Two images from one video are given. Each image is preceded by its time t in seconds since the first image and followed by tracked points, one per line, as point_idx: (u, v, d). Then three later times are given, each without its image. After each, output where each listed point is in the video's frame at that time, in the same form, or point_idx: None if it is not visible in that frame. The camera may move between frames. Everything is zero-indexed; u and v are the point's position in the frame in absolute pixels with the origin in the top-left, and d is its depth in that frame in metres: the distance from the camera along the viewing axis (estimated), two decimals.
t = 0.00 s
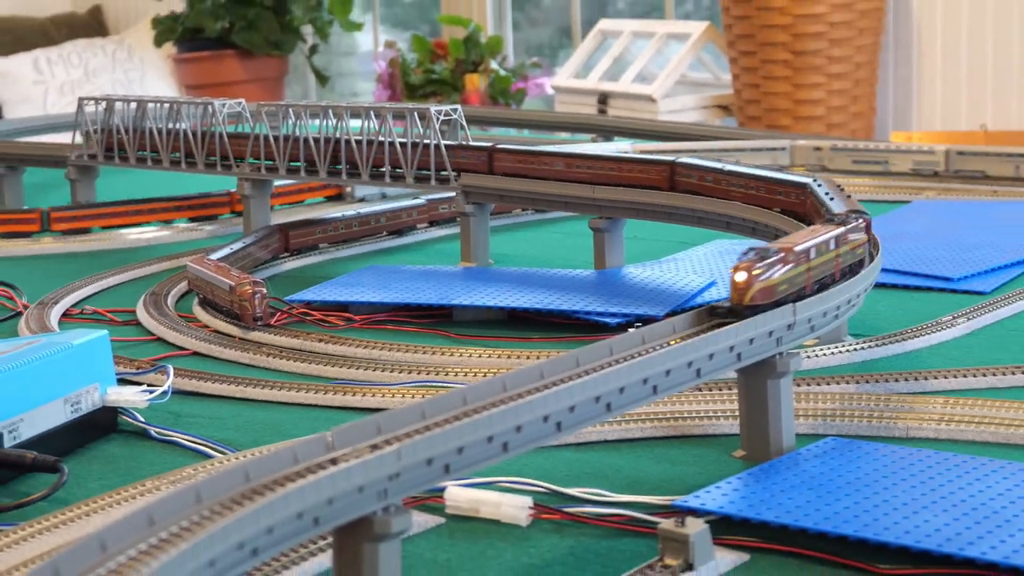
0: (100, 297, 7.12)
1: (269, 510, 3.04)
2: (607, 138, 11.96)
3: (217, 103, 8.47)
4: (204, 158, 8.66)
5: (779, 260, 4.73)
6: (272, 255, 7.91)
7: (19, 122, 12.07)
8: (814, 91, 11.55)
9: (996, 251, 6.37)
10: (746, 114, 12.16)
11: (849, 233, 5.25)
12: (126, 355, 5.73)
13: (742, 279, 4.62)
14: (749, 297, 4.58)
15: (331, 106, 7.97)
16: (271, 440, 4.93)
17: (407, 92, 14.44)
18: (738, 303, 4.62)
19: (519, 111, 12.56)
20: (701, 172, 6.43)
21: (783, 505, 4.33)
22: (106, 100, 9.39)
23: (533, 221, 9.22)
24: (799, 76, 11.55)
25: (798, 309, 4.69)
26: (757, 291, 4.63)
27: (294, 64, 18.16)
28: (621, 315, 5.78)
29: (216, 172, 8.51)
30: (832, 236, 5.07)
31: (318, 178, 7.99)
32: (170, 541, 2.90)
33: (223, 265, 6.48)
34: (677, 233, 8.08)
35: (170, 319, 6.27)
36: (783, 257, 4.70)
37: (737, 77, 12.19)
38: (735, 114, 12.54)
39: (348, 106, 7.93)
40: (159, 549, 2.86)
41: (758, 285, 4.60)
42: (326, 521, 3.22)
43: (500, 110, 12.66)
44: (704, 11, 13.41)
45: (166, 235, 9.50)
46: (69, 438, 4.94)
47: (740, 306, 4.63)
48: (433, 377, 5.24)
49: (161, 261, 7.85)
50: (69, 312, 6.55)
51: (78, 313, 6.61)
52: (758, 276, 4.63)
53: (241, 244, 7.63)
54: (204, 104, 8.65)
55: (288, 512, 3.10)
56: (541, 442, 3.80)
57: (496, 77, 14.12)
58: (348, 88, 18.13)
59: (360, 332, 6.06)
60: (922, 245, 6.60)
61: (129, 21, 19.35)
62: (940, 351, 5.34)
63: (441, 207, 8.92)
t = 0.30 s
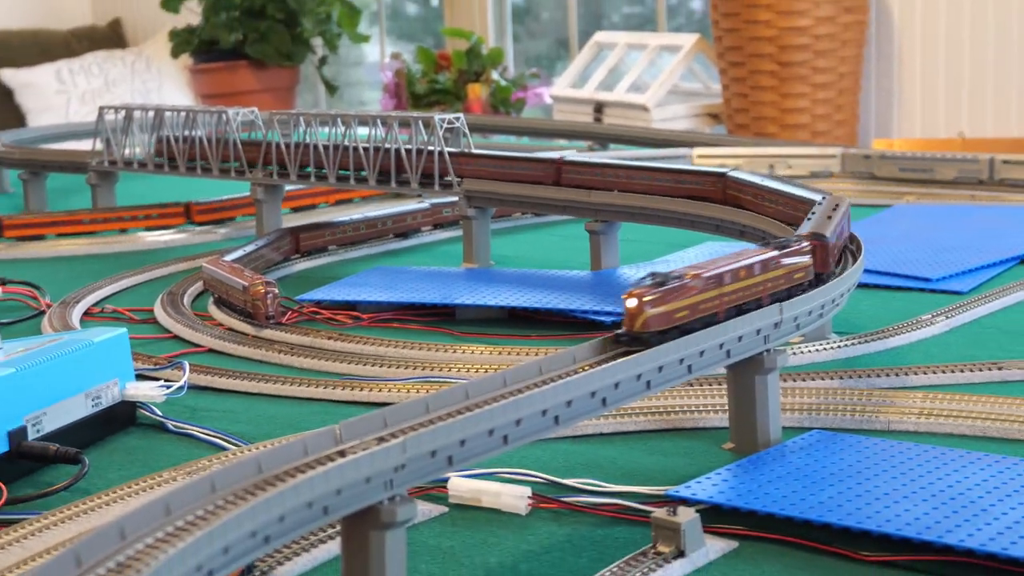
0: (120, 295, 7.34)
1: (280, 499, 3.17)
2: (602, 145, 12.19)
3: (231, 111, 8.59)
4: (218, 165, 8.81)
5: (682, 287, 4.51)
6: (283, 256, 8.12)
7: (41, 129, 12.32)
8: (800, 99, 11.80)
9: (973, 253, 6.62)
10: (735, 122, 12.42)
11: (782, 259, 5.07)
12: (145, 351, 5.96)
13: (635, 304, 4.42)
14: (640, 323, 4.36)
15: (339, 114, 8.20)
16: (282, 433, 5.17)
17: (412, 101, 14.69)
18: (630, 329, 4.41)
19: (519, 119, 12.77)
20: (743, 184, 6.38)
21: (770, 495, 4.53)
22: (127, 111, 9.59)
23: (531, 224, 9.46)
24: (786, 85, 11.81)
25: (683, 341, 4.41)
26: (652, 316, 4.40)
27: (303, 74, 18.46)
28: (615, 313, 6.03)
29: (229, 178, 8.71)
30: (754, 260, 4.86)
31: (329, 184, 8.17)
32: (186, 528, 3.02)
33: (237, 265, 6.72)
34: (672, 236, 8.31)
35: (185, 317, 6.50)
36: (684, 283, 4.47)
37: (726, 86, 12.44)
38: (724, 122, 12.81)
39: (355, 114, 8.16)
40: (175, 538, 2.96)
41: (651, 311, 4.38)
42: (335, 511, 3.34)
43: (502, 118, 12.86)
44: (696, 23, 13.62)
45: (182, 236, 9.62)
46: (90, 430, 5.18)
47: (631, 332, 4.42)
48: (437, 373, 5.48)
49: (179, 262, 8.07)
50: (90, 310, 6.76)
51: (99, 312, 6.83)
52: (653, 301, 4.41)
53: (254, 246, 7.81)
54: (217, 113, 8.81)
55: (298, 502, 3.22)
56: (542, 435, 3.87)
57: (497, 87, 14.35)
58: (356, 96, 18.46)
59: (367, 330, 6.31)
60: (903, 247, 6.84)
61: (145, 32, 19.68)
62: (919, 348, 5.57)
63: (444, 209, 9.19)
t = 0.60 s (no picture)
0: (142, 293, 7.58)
1: (291, 489, 3.16)
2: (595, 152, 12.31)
3: (246, 120, 8.69)
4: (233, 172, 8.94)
5: (584, 314, 4.12)
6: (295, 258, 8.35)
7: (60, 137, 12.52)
8: (785, 109, 12.02)
9: (950, 255, 6.88)
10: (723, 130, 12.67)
11: (696, 282, 4.71)
12: (162, 348, 6.22)
13: (533, 334, 4.00)
14: (541, 353, 3.95)
15: (347, 122, 8.43)
16: (294, 425, 5.43)
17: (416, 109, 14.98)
18: (530, 360, 4.01)
19: (518, 128, 12.94)
20: (769, 191, 6.13)
21: (759, 485, 4.71)
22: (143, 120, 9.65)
23: (530, 228, 9.71)
24: (772, 96, 12.03)
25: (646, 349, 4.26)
26: (552, 346, 4.00)
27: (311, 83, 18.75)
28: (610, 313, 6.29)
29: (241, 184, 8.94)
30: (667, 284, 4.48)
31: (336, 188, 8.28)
32: (202, 516, 3.03)
33: (251, 266, 6.99)
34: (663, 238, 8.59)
35: (200, 315, 6.76)
36: (585, 308, 4.08)
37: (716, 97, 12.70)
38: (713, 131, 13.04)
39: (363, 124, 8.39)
40: (192, 526, 2.96)
41: (552, 341, 3.98)
42: (344, 500, 3.31)
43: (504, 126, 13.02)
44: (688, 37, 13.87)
45: (197, 239, 9.75)
46: (111, 423, 5.45)
47: (532, 365, 4.01)
48: (442, 369, 5.75)
49: (197, 262, 8.29)
50: (112, 310, 6.98)
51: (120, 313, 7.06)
52: (552, 330, 4.01)
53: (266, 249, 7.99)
54: (233, 122, 8.94)
55: (309, 490, 3.21)
56: (542, 427, 3.85)
57: (498, 96, 14.41)
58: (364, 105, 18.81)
59: (374, 328, 6.57)
60: (883, 249, 7.10)
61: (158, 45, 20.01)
62: (899, 345, 5.80)
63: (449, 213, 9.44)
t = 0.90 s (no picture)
0: (161, 292, 7.82)
1: (302, 478, 3.29)
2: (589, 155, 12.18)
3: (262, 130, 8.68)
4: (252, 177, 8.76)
5: (489, 341, 3.83)
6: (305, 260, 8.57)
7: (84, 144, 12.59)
8: (770, 118, 12.13)
9: (925, 257, 7.19)
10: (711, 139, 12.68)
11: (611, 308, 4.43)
12: (182, 346, 6.50)
13: (431, 361, 3.72)
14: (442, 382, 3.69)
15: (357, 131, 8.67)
16: (306, 418, 5.72)
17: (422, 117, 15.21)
18: (433, 389, 3.72)
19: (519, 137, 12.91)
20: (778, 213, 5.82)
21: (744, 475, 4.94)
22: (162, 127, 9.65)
23: (530, 232, 10.00)
24: (759, 106, 12.12)
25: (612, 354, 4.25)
26: (454, 375, 3.71)
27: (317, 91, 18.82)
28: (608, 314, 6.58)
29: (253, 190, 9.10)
30: (580, 310, 4.21)
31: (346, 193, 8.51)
32: (218, 505, 3.18)
33: (266, 268, 7.29)
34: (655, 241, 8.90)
35: (216, 314, 7.04)
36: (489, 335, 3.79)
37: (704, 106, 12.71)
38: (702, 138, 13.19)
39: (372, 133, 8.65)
40: (209, 513, 3.13)
41: (450, 370, 3.69)
42: (352, 489, 3.41)
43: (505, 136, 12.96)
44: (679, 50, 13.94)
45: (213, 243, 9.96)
46: (132, 416, 5.74)
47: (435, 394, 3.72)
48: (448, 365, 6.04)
49: (213, 263, 8.50)
50: (133, 308, 7.25)
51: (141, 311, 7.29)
52: (452, 357, 3.72)
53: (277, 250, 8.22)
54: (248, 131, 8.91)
55: (318, 481, 3.32)
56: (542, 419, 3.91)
57: (498, 107, 14.68)
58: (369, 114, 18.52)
59: (381, 325, 6.86)
60: (862, 252, 7.41)
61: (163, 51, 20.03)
62: (879, 342, 6.08)
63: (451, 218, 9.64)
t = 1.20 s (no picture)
0: (179, 291, 8.04)
1: (316, 466, 3.02)
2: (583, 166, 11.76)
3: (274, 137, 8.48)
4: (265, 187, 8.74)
5: (393, 366, 3.25)
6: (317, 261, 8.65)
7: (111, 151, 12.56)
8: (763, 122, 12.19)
9: (903, 259, 7.50)
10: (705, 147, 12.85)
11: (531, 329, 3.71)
12: (200, 342, 6.73)
13: (331, 390, 3.18)
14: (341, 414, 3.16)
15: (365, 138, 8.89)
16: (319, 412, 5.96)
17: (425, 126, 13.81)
18: (332, 418, 3.20)
19: (519, 145, 12.20)
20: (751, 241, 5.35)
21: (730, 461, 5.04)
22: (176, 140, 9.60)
23: (528, 235, 10.33)
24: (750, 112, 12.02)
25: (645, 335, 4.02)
26: (355, 407, 3.17)
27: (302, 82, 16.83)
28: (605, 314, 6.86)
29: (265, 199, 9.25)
30: (492, 332, 3.54)
31: (354, 199, 8.31)
32: (222, 501, 2.90)
33: (280, 269, 7.59)
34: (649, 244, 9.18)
35: (232, 311, 7.30)
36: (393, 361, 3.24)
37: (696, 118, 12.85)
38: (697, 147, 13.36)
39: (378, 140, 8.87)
40: (229, 498, 2.90)
41: (353, 399, 3.16)
42: (362, 478, 3.14)
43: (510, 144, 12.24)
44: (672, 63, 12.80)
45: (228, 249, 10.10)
46: (151, 408, 5.93)
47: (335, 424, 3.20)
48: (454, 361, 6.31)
49: (229, 264, 8.69)
50: (153, 306, 7.49)
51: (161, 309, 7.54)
52: (355, 385, 3.18)
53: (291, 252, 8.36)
54: (262, 139, 8.78)
55: (329, 470, 3.07)
56: (583, 398, 3.71)
57: (500, 116, 13.28)
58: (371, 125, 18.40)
59: (390, 324, 7.18)
60: (843, 255, 7.71)
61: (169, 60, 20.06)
62: (858, 339, 6.33)
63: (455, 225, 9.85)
